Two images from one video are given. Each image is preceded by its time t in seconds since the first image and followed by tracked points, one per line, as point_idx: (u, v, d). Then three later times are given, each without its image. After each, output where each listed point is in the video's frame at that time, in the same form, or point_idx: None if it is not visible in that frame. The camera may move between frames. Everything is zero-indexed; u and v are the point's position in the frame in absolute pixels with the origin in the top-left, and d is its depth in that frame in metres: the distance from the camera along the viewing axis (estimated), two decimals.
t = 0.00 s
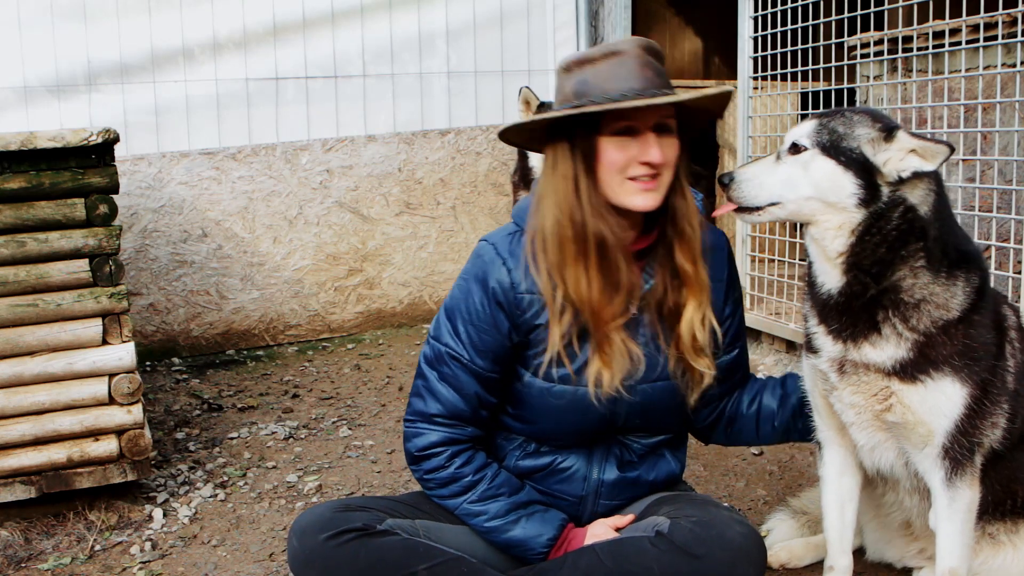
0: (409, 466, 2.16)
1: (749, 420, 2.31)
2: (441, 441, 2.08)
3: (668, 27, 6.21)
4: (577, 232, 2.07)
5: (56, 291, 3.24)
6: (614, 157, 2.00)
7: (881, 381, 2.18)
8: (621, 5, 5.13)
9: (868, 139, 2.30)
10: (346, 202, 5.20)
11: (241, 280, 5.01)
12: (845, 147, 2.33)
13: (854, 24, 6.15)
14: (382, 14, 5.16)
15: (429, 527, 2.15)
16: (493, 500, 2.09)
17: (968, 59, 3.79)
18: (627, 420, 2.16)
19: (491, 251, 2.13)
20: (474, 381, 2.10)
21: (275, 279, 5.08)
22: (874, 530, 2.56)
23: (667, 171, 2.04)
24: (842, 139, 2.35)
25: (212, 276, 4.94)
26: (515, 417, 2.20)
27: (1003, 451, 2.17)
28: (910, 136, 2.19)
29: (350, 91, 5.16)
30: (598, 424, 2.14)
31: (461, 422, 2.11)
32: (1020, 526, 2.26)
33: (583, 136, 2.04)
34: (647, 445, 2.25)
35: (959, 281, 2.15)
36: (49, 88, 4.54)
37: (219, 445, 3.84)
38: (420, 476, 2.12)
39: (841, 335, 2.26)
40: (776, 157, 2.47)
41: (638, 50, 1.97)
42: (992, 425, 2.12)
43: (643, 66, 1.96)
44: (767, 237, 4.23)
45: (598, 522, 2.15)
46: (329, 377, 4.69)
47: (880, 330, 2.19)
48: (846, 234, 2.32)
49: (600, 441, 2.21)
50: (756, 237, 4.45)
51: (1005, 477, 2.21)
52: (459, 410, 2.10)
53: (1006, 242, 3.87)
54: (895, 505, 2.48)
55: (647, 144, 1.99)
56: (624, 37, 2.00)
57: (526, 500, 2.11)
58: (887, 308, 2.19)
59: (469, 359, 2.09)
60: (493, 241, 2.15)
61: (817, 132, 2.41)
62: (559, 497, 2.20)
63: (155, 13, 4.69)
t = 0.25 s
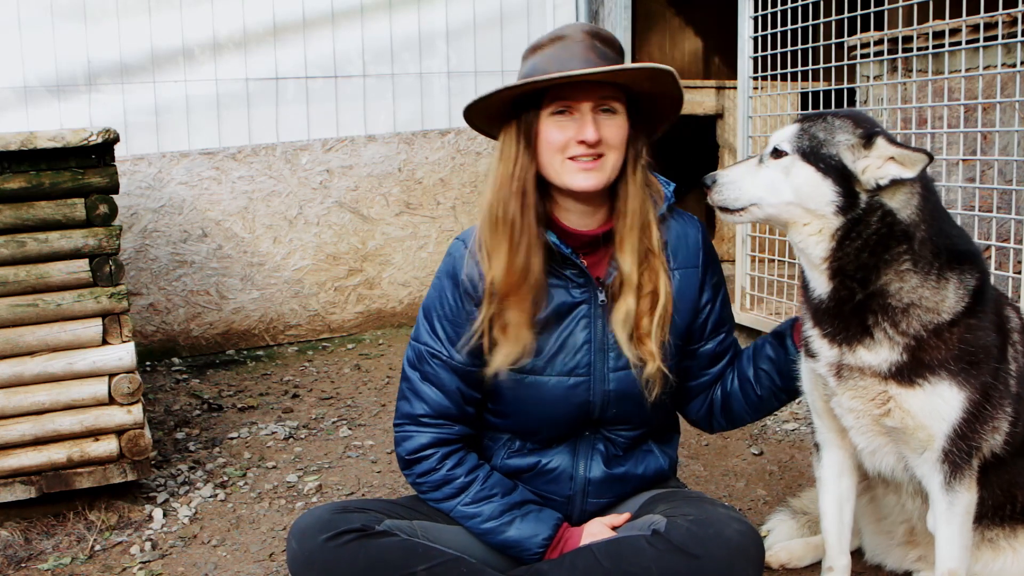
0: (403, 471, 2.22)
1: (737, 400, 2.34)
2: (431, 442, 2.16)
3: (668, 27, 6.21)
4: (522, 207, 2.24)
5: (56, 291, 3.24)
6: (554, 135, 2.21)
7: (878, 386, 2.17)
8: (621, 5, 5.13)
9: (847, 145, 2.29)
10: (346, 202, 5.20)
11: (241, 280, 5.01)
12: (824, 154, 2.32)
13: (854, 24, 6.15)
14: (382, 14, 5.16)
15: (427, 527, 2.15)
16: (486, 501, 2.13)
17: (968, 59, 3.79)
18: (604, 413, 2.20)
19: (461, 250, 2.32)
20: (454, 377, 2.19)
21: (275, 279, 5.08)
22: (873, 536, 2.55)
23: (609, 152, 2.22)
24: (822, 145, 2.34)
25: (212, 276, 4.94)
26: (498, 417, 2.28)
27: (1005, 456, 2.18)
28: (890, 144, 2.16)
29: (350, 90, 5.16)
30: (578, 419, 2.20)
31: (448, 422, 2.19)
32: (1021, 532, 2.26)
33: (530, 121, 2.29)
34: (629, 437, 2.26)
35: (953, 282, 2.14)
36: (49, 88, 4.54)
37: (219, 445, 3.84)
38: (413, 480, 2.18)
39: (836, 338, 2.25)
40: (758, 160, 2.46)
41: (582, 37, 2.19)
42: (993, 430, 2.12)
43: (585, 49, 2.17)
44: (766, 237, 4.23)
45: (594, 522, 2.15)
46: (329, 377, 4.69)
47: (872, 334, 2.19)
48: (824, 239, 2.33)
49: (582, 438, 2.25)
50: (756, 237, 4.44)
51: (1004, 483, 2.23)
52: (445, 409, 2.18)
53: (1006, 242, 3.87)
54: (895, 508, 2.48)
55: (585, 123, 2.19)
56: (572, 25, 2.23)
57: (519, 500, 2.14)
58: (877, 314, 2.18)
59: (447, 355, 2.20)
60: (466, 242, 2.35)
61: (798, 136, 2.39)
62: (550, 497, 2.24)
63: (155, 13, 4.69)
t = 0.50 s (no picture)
0: (402, 471, 2.22)
1: (730, 410, 2.34)
2: (431, 442, 2.16)
3: (668, 27, 6.21)
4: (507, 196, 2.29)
5: (56, 291, 3.24)
6: (541, 124, 2.23)
7: (873, 387, 2.17)
8: (621, 6, 5.13)
9: (841, 147, 2.29)
10: (346, 202, 5.20)
11: (241, 280, 5.01)
12: (817, 155, 2.33)
13: (854, 24, 6.15)
14: (382, 14, 5.17)
15: (427, 527, 2.15)
16: (486, 500, 2.12)
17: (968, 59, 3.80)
18: (602, 411, 2.19)
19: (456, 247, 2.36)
20: (451, 376, 2.19)
21: (275, 279, 5.08)
22: (871, 538, 2.56)
23: (596, 143, 2.22)
24: (815, 146, 2.34)
25: (212, 276, 4.94)
26: (497, 416, 2.28)
27: (1004, 456, 2.17)
28: (883, 148, 2.16)
29: (350, 90, 5.16)
30: (577, 418, 2.20)
31: (447, 421, 2.19)
32: (1019, 534, 2.26)
33: (519, 110, 2.34)
34: (628, 436, 2.25)
35: (949, 283, 2.13)
36: (49, 88, 4.53)
37: (219, 445, 3.84)
38: (413, 480, 2.18)
39: (831, 340, 2.26)
40: (754, 157, 2.48)
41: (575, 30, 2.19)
42: (991, 430, 2.11)
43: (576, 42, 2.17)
44: (767, 237, 4.24)
45: (594, 521, 2.15)
46: (329, 377, 4.69)
47: (866, 337, 2.19)
48: (818, 241, 2.34)
49: (581, 436, 2.24)
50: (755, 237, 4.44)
51: (1005, 484, 2.22)
52: (444, 409, 2.19)
53: (1006, 242, 3.87)
54: (895, 510, 2.47)
55: (573, 113, 2.21)
56: (565, 19, 2.24)
57: (519, 499, 2.14)
58: (871, 316, 2.19)
59: (444, 354, 2.20)
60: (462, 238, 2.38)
61: (793, 135, 2.40)
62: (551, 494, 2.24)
63: (155, 13, 4.69)
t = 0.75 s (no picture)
0: (402, 471, 2.22)
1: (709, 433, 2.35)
2: (431, 441, 2.16)
3: (668, 27, 6.21)
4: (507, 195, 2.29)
5: (56, 291, 3.24)
6: (538, 123, 2.23)
7: (878, 387, 2.15)
8: (621, 6, 5.13)
9: (839, 144, 2.30)
10: (346, 202, 5.20)
11: (241, 280, 5.01)
12: (816, 152, 2.34)
13: (854, 24, 6.15)
14: (382, 14, 5.17)
15: (428, 527, 2.15)
16: (487, 500, 2.12)
17: (968, 59, 3.80)
18: (601, 409, 2.19)
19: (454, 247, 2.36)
20: (451, 376, 2.20)
21: (275, 279, 5.08)
22: (871, 538, 2.57)
23: (594, 142, 2.22)
24: (814, 144, 2.36)
25: (212, 276, 4.94)
26: (496, 416, 2.28)
27: (1007, 456, 2.17)
28: (881, 142, 2.18)
29: (350, 90, 5.16)
30: (576, 416, 2.20)
31: (447, 420, 2.19)
32: (1020, 533, 2.26)
33: (518, 109, 2.33)
34: (627, 435, 2.26)
35: (950, 280, 2.15)
36: (49, 88, 4.53)
37: (219, 445, 3.84)
38: (413, 480, 2.18)
39: (835, 339, 2.25)
40: (753, 159, 2.50)
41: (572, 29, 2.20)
42: (995, 428, 2.11)
43: (574, 42, 2.18)
44: (767, 237, 4.24)
45: (595, 521, 2.15)
46: (329, 377, 4.69)
47: (871, 335, 2.18)
48: (821, 239, 2.34)
49: (580, 435, 2.24)
50: (756, 237, 4.44)
51: (1007, 483, 2.22)
52: (444, 408, 2.19)
53: (1006, 242, 3.87)
54: (897, 510, 2.46)
55: (569, 112, 2.21)
56: (563, 19, 2.24)
57: (520, 499, 2.13)
58: (875, 314, 2.18)
59: (444, 353, 2.20)
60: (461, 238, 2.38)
61: (792, 133, 2.42)
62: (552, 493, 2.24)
63: (155, 13, 4.69)
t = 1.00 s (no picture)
0: (401, 471, 2.22)
1: (718, 420, 2.32)
2: (431, 440, 2.16)
3: (668, 27, 6.21)
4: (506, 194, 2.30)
5: (56, 291, 3.24)
6: (539, 121, 2.23)
7: (871, 388, 2.17)
8: (621, 6, 5.14)
9: (835, 148, 2.30)
10: (346, 202, 5.20)
11: (241, 280, 5.01)
12: (811, 155, 2.34)
13: (854, 24, 6.15)
14: (382, 14, 5.16)
15: (428, 527, 2.15)
16: (487, 499, 2.12)
17: (968, 59, 3.80)
18: (599, 408, 2.19)
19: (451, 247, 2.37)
20: (450, 374, 2.20)
21: (275, 279, 5.08)
22: (871, 538, 2.56)
23: (594, 141, 2.22)
24: (810, 146, 2.36)
25: (212, 276, 4.94)
26: (495, 415, 2.28)
27: (1003, 458, 2.17)
28: (876, 147, 2.17)
29: (350, 90, 5.16)
30: (575, 415, 2.20)
31: (446, 419, 2.19)
32: (1018, 533, 2.26)
33: (519, 107, 2.33)
34: (625, 432, 2.26)
35: (945, 286, 2.14)
36: (49, 88, 4.53)
37: (219, 445, 3.84)
38: (413, 480, 2.18)
39: (829, 340, 2.25)
40: (750, 158, 2.50)
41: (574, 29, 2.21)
42: (990, 431, 2.11)
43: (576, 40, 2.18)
44: (767, 237, 4.24)
45: (595, 521, 2.15)
46: (329, 377, 4.69)
47: (863, 338, 2.19)
48: (815, 242, 2.34)
49: (578, 433, 2.25)
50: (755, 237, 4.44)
51: (1005, 484, 2.22)
52: (443, 407, 2.19)
53: (1006, 242, 3.87)
54: (896, 509, 2.47)
55: (571, 110, 2.21)
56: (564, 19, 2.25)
57: (520, 498, 2.14)
58: (866, 318, 2.19)
59: (442, 352, 2.20)
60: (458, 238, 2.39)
61: (789, 135, 2.42)
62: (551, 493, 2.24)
63: (155, 13, 4.69)
